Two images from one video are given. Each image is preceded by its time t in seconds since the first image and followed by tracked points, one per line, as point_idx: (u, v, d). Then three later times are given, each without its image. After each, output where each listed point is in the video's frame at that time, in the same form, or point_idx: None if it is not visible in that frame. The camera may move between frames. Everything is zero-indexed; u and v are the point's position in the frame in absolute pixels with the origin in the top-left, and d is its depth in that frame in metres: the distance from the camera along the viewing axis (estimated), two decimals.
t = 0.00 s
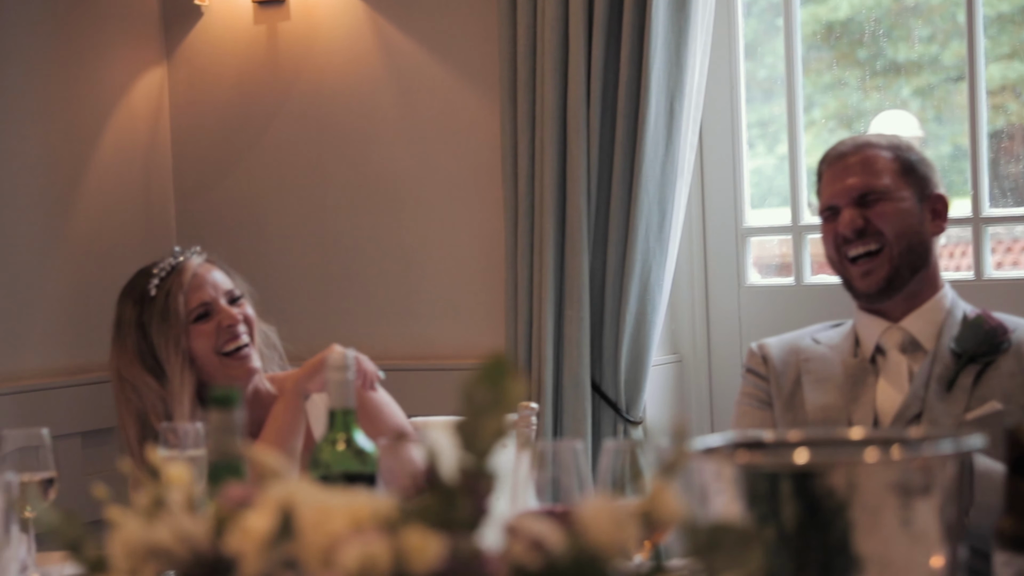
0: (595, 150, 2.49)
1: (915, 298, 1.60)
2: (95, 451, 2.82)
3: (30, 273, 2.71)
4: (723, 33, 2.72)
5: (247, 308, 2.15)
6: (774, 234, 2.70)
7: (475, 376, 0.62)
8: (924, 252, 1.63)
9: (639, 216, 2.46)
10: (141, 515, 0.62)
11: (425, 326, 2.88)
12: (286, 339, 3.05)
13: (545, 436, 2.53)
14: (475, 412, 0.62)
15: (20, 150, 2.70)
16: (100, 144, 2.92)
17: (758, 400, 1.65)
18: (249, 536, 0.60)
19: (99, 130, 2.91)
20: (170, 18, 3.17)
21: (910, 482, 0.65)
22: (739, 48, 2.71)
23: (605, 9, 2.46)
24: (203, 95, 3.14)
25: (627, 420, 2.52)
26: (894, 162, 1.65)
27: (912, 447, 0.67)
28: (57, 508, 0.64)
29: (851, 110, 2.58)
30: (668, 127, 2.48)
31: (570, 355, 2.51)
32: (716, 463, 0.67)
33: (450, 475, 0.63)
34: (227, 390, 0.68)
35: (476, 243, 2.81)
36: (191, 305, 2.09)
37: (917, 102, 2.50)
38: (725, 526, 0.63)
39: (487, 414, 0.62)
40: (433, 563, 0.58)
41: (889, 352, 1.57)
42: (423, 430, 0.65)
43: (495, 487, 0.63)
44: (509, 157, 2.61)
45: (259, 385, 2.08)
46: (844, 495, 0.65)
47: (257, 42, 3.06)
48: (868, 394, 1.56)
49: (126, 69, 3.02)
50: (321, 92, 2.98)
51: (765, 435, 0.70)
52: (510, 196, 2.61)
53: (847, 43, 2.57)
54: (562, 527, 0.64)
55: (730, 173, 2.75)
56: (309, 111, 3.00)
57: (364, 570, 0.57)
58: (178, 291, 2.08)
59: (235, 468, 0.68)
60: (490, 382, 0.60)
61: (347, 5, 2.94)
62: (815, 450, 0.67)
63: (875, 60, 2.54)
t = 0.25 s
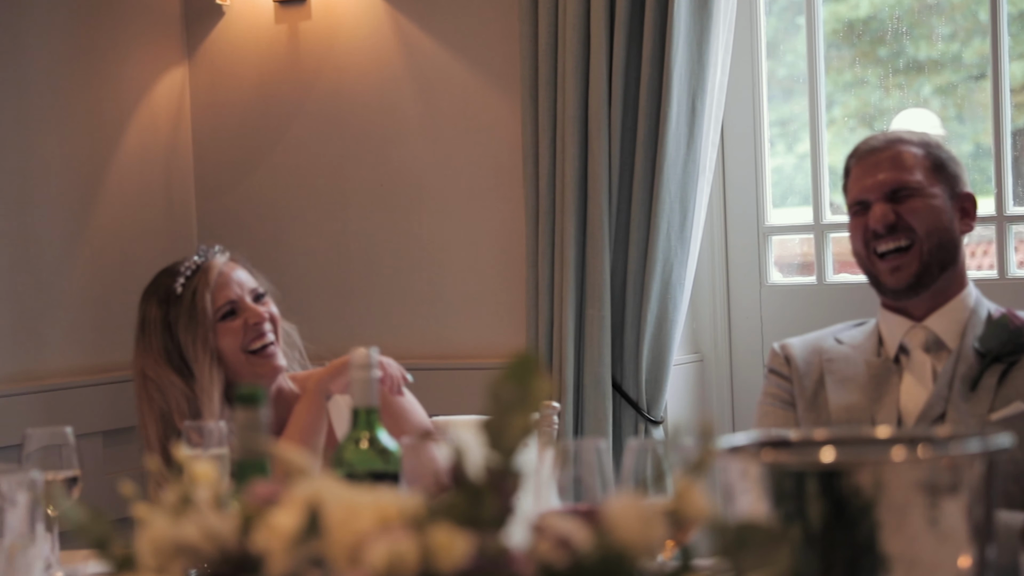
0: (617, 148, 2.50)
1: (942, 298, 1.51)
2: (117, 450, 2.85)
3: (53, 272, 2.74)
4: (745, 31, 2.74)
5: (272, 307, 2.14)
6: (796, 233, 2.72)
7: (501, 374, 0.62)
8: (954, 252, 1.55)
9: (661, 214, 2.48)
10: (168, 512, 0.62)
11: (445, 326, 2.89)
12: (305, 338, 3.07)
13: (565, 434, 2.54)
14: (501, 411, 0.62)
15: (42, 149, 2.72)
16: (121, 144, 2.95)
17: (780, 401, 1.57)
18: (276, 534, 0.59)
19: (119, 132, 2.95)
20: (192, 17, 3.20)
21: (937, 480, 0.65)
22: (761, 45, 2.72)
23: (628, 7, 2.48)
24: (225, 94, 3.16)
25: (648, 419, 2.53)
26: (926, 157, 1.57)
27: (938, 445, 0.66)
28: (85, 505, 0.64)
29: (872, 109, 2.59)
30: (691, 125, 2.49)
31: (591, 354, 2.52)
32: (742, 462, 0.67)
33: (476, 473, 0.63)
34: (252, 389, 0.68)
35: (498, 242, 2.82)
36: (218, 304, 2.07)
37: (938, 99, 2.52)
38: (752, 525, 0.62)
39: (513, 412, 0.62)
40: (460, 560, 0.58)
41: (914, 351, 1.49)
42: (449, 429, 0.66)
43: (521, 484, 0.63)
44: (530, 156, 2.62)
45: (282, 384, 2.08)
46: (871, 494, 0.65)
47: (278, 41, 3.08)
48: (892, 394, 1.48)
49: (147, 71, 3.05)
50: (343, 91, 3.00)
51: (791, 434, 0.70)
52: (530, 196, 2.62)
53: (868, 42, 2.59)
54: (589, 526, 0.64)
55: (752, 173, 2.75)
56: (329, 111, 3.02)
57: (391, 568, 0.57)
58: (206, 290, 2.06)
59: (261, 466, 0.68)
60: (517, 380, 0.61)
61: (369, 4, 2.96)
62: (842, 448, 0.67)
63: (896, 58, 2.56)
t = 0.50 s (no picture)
0: (637, 147, 2.51)
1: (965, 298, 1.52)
2: (137, 448, 2.88)
3: (72, 271, 2.76)
4: (765, 30, 2.75)
5: (296, 305, 2.13)
6: (815, 232, 2.72)
7: (525, 373, 0.62)
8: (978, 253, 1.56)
9: (681, 214, 2.48)
10: (193, 510, 0.62)
11: (462, 325, 2.90)
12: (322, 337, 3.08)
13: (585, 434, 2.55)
14: (526, 409, 0.62)
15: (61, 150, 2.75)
16: (141, 144, 2.98)
17: (804, 400, 1.58)
18: (301, 532, 0.59)
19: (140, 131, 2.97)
20: (212, 17, 3.22)
21: (962, 480, 0.64)
22: (782, 44, 2.74)
23: (647, 6, 2.48)
24: (244, 94, 3.18)
25: (667, 417, 2.55)
26: (952, 157, 1.58)
27: (964, 444, 0.66)
28: (110, 503, 0.64)
29: (890, 108, 2.59)
30: (710, 125, 2.50)
31: (611, 353, 2.53)
32: (766, 460, 0.67)
33: (501, 471, 0.63)
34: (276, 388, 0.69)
35: (516, 241, 2.82)
36: (244, 301, 2.07)
37: (958, 99, 2.52)
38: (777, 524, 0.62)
39: (538, 410, 0.62)
40: (485, 558, 0.58)
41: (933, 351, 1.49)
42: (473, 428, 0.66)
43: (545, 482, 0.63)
44: (549, 156, 2.63)
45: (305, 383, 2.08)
46: (895, 493, 0.64)
47: (299, 41, 3.09)
48: (914, 391, 1.49)
49: (167, 72, 3.07)
50: (362, 90, 3.01)
51: (814, 433, 0.70)
52: (550, 194, 2.63)
53: (887, 41, 2.59)
54: (613, 524, 0.64)
55: (772, 172, 2.77)
56: (348, 110, 3.03)
57: (417, 566, 0.57)
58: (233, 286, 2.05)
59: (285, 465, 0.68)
60: (542, 378, 0.61)
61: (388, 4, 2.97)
62: (866, 448, 0.67)
63: (916, 57, 2.55)
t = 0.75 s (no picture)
0: (656, 145, 2.52)
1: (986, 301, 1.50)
2: (156, 446, 2.89)
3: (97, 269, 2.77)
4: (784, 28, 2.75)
5: (320, 303, 2.14)
6: (833, 231, 2.73)
7: (549, 374, 0.62)
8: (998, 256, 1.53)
9: (700, 211, 2.48)
10: (218, 509, 0.62)
11: (480, 323, 2.91)
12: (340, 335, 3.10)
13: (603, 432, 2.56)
14: (551, 408, 0.62)
15: (87, 149, 2.76)
16: (163, 142, 2.99)
17: (826, 402, 1.57)
18: (326, 530, 0.59)
19: (161, 127, 2.98)
20: (231, 16, 3.23)
21: (985, 478, 0.65)
22: (801, 42, 2.73)
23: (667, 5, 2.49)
24: (265, 93, 3.19)
25: (686, 416, 2.55)
26: (968, 159, 1.55)
27: (988, 443, 0.66)
28: (135, 502, 0.64)
29: (907, 106, 2.60)
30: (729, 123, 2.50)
31: (629, 351, 2.53)
32: (789, 458, 0.68)
33: (525, 471, 0.63)
34: (300, 386, 0.69)
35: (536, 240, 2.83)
36: (270, 300, 2.08)
37: (975, 97, 2.53)
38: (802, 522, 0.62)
39: (562, 409, 0.62)
40: (510, 557, 0.58)
41: (956, 351, 1.48)
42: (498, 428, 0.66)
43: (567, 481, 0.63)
44: (568, 154, 2.64)
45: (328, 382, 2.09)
46: (918, 491, 0.64)
47: (318, 40, 3.11)
48: (936, 396, 1.48)
49: (187, 70, 3.08)
50: (382, 89, 3.03)
51: (837, 431, 0.70)
52: (568, 192, 2.64)
53: (904, 39, 2.59)
54: (637, 524, 0.64)
55: (791, 171, 2.77)
56: (369, 109, 3.05)
57: (441, 564, 0.56)
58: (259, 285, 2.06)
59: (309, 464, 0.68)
60: (565, 378, 0.61)
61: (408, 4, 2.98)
62: (888, 447, 0.67)
63: (933, 55, 2.56)
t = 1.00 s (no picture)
0: (674, 143, 2.52)
1: (1001, 300, 1.54)
2: (174, 444, 2.90)
3: (114, 268, 2.78)
4: (801, 29, 2.77)
5: (342, 304, 2.14)
6: (852, 230, 2.73)
7: (571, 371, 0.63)
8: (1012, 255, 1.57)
9: (717, 210, 2.49)
10: (242, 507, 0.63)
11: (497, 321, 2.91)
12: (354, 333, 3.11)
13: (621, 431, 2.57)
14: (574, 406, 0.62)
15: (104, 147, 2.77)
16: (181, 141, 3.00)
17: (846, 402, 1.60)
18: (348, 529, 0.59)
19: (180, 125, 3.00)
20: (249, 15, 3.24)
21: (1007, 478, 0.63)
22: (819, 42, 2.75)
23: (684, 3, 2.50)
24: (282, 90, 3.20)
25: (703, 415, 2.55)
26: (980, 160, 1.57)
27: (1009, 443, 0.66)
28: (158, 499, 0.64)
29: (922, 105, 2.61)
30: (747, 122, 2.51)
31: (646, 350, 2.54)
32: (809, 458, 0.68)
33: (547, 468, 0.63)
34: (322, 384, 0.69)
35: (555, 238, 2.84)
36: (293, 301, 2.06)
37: (990, 96, 2.53)
38: (824, 522, 0.62)
39: (585, 408, 0.62)
40: (533, 556, 0.57)
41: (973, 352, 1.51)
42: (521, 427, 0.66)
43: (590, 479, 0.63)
44: (586, 152, 2.65)
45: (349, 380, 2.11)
46: (939, 491, 0.64)
47: (336, 38, 3.12)
48: (955, 397, 1.50)
49: (205, 67, 3.09)
50: (400, 88, 3.03)
51: (857, 431, 0.71)
52: (586, 191, 2.65)
53: (919, 38, 2.60)
54: (659, 522, 0.64)
55: (809, 171, 2.78)
56: (386, 107, 3.05)
57: (464, 562, 0.56)
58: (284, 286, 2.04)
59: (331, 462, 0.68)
60: (588, 376, 0.61)
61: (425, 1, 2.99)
62: (909, 447, 0.67)
63: (948, 54, 2.56)
